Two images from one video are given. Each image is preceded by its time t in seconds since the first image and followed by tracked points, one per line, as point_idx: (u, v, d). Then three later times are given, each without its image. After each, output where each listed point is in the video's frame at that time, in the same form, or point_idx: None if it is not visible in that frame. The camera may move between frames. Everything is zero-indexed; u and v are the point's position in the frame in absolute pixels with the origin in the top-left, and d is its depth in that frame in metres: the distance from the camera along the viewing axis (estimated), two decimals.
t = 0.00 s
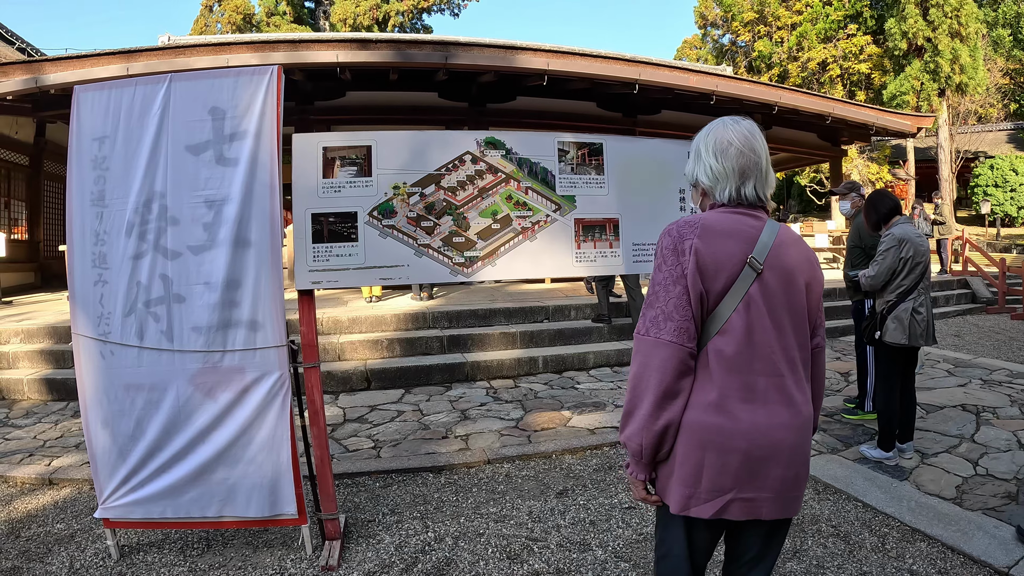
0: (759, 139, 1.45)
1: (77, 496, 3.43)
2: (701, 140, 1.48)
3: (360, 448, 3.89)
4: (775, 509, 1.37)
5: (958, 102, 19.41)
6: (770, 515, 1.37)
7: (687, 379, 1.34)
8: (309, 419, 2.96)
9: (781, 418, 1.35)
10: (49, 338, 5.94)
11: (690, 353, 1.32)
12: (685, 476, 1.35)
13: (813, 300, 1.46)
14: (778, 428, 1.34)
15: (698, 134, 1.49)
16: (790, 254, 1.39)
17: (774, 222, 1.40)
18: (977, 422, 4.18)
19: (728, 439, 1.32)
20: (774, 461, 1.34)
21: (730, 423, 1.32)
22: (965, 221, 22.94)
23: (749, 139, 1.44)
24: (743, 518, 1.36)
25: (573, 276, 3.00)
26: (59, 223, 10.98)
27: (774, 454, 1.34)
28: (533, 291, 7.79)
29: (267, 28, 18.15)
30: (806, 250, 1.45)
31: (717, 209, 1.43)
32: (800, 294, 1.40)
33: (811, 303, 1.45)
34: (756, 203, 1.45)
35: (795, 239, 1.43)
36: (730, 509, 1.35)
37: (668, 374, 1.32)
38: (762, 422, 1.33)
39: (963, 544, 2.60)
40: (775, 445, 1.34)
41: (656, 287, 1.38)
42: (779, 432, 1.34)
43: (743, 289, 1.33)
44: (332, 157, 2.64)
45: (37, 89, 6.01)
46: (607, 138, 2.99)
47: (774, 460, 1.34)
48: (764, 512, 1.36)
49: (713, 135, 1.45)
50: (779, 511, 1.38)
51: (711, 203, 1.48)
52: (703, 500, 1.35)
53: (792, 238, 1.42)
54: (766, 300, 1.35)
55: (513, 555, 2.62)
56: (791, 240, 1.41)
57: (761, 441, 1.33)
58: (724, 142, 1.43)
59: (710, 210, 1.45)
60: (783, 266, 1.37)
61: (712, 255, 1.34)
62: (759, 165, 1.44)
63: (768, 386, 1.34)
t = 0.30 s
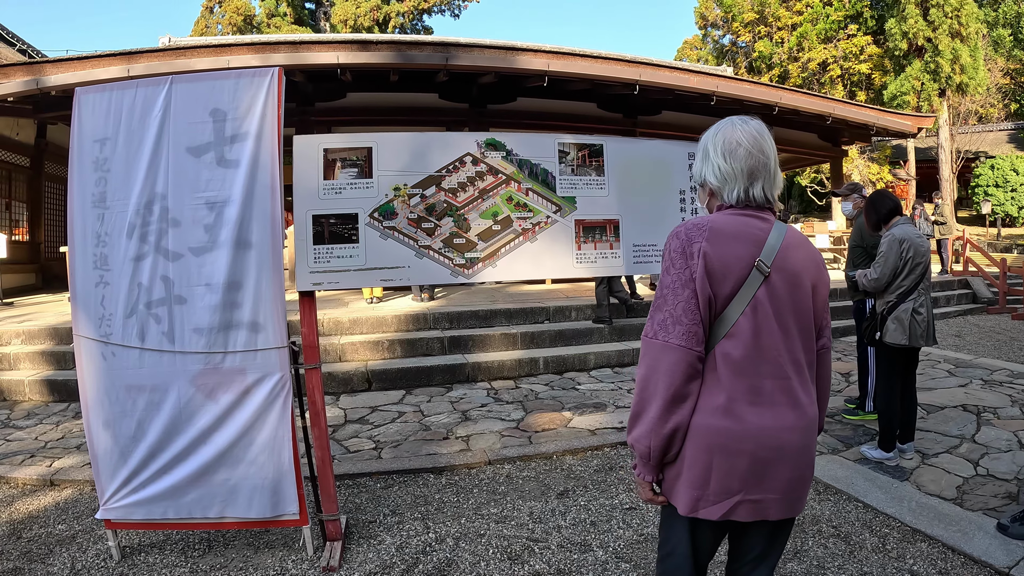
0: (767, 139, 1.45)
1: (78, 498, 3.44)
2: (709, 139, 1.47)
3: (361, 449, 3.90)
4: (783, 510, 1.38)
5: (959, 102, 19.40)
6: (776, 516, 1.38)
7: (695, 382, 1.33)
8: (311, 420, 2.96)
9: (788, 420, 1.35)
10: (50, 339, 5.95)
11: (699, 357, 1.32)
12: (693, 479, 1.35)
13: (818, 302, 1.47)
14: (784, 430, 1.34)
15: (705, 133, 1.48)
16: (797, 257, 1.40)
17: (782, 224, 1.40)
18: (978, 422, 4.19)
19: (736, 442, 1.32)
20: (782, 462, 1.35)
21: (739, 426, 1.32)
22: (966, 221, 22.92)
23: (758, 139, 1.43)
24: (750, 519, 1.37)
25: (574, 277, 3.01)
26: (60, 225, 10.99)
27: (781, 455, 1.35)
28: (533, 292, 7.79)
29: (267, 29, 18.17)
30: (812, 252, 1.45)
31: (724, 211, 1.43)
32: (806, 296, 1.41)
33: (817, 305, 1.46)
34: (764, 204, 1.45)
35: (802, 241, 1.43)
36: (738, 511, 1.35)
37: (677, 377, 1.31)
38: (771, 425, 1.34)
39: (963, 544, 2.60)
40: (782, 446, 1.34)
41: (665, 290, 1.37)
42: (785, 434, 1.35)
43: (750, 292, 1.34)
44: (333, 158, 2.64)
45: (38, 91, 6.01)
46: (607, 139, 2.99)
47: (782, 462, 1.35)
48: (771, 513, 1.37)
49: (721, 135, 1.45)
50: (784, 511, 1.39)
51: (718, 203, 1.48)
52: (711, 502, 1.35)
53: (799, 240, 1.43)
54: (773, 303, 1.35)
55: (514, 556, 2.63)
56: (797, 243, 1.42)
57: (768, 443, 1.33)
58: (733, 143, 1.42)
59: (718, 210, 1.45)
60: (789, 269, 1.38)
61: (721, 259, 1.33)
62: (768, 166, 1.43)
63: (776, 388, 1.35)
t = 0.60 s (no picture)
0: (776, 140, 1.44)
1: (79, 499, 3.44)
2: (717, 139, 1.46)
3: (362, 450, 3.89)
4: (794, 511, 1.39)
5: (960, 102, 19.39)
6: (786, 518, 1.39)
7: (707, 389, 1.33)
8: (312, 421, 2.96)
9: (799, 424, 1.36)
10: (51, 340, 5.95)
11: (710, 364, 1.31)
12: (705, 484, 1.35)
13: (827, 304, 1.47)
14: (795, 434, 1.35)
15: (714, 132, 1.47)
16: (806, 260, 1.40)
17: (791, 227, 1.40)
18: (980, 423, 4.18)
19: (749, 448, 1.33)
20: (793, 466, 1.35)
21: (751, 431, 1.33)
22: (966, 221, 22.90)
23: (767, 140, 1.42)
24: (762, 522, 1.37)
25: (575, 278, 3.00)
26: (61, 226, 11.00)
27: (791, 459, 1.35)
28: (534, 293, 7.79)
29: (268, 30, 18.19)
30: (820, 255, 1.45)
31: (733, 214, 1.42)
32: (815, 299, 1.42)
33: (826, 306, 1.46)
34: (773, 206, 1.44)
35: (810, 243, 1.43)
36: (750, 514, 1.36)
37: (689, 385, 1.31)
38: (783, 429, 1.34)
39: (965, 544, 2.60)
40: (792, 450, 1.35)
41: (675, 296, 1.37)
42: (796, 437, 1.35)
43: (759, 297, 1.33)
44: (334, 159, 2.65)
45: (39, 92, 6.02)
46: (608, 139, 2.99)
47: (793, 465, 1.36)
48: (783, 515, 1.38)
49: (730, 135, 1.43)
50: (794, 513, 1.40)
51: (728, 205, 1.47)
52: (723, 506, 1.35)
53: (808, 243, 1.43)
54: (783, 308, 1.35)
55: (516, 557, 2.63)
56: (806, 246, 1.42)
57: (780, 447, 1.34)
58: (741, 143, 1.41)
59: (728, 212, 1.44)
60: (798, 273, 1.38)
61: (731, 265, 1.33)
62: (777, 167, 1.42)
63: (787, 393, 1.35)
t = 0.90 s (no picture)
0: (785, 137, 1.44)
1: (81, 500, 3.44)
2: (724, 137, 1.45)
3: (363, 451, 3.89)
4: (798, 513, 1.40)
5: (961, 102, 19.38)
6: (791, 520, 1.39)
7: (714, 394, 1.33)
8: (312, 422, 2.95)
9: (805, 427, 1.36)
10: (52, 341, 5.96)
11: (717, 370, 1.31)
12: (711, 487, 1.35)
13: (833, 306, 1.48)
14: (801, 437, 1.35)
15: (721, 131, 1.46)
16: (813, 263, 1.40)
17: (799, 230, 1.40)
18: (981, 423, 4.18)
19: (755, 452, 1.33)
20: (799, 468, 1.36)
21: (758, 435, 1.33)
22: (967, 221, 22.89)
23: (776, 138, 1.42)
24: (767, 524, 1.38)
25: (576, 278, 3.00)
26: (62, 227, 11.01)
27: (797, 462, 1.35)
28: (535, 293, 7.79)
29: (269, 32, 18.22)
30: (827, 258, 1.45)
31: (741, 217, 1.42)
32: (822, 302, 1.42)
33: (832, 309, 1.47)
34: (783, 205, 1.43)
35: (817, 246, 1.43)
36: (755, 517, 1.36)
37: (697, 391, 1.31)
38: (791, 432, 1.34)
39: (966, 545, 2.60)
40: (798, 454, 1.35)
41: (683, 302, 1.36)
42: (802, 441, 1.35)
43: (768, 301, 1.33)
44: (335, 160, 2.65)
45: (41, 93, 6.03)
46: (609, 140, 2.99)
47: (799, 468, 1.36)
48: (787, 517, 1.38)
49: (738, 134, 1.42)
50: (798, 515, 1.40)
51: (736, 205, 1.46)
52: (729, 509, 1.35)
53: (816, 246, 1.43)
54: (790, 312, 1.35)
55: (517, 558, 2.62)
56: (814, 249, 1.42)
57: (786, 450, 1.34)
58: (750, 142, 1.41)
59: (736, 214, 1.44)
60: (805, 276, 1.38)
61: (740, 270, 1.32)
62: (785, 167, 1.42)
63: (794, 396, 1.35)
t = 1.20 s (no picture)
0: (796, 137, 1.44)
1: (81, 501, 3.44)
2: (737, 135, 1.44)
3: (364, 452, 3.89)
4: (803, 514, 1.40)
5: (962, 102, 19.39)
6: (796, 521, 1.39)
7: (722, 395, 1.32)
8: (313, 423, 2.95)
9: (810, 428, 1.36)
10: (53, 342, 5.96)
11: (726, 371, 1.31)
12: (717, 489, 1.35)
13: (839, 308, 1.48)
14: (806, 439, 1.35)
15: (734, 129, 1.44)
16: (821, 264, 1.39)
17: (807, 231, 1.40)
18: (983, 423, 4.17)
19: (761, 453, 1.33)
20: (804, 469, 1.36)
21: (765, 436, 1.32)
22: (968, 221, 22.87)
23: (790, 137, 1.42)
24: (773, 525, 1.37)
25: (577, 279, 2.99)
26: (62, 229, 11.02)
27: (803, 463, 1.35)
28: (536, 294, 7.80)
29: (269, 33, 18.25)
30: (834, 259, 1.45)
31: (751, 217, 1.41)
32: (828, 303, 1.42)
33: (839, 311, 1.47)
34: (793, 205, 1.44)
35: (824, 247, 1.43)
36: (761, 518, 1.35)
37: (705, 393, 1.30)
38: (796, 433, 1.34)
39: (968, 545, 2.59)
40: (804, 455, 1.35)
41: (692, 303, 1.35)
42: (807, 442, 1.35)
43: (776, 302, 1.33)
44: (335, 161, 2.66)
45: (41, 95, 6.04)
46: (610, 140, 2.99)
47: (804, 469, 1.36)
48: (792, 517, 1.38)
49: (752, 132, 1.41)
50: (803, 515, 1.40)
51: (748, 205, 1.45)
52: (735, 510, 1.35)
53: (823, 248, 1.43)
54: (797, 312, 1.35)
55: (518, 558, 2.62)
56: (821, 251, 1.42)
57: (792, 452, 1.34)
58: (765, 140, 1.40)
59: (747, 213, 1.43)
60: (812, 277, 1.38)
61: (750, 271, 1.31)
62: (797, 166, 1.43)
63: (800, 397, 1.35)
